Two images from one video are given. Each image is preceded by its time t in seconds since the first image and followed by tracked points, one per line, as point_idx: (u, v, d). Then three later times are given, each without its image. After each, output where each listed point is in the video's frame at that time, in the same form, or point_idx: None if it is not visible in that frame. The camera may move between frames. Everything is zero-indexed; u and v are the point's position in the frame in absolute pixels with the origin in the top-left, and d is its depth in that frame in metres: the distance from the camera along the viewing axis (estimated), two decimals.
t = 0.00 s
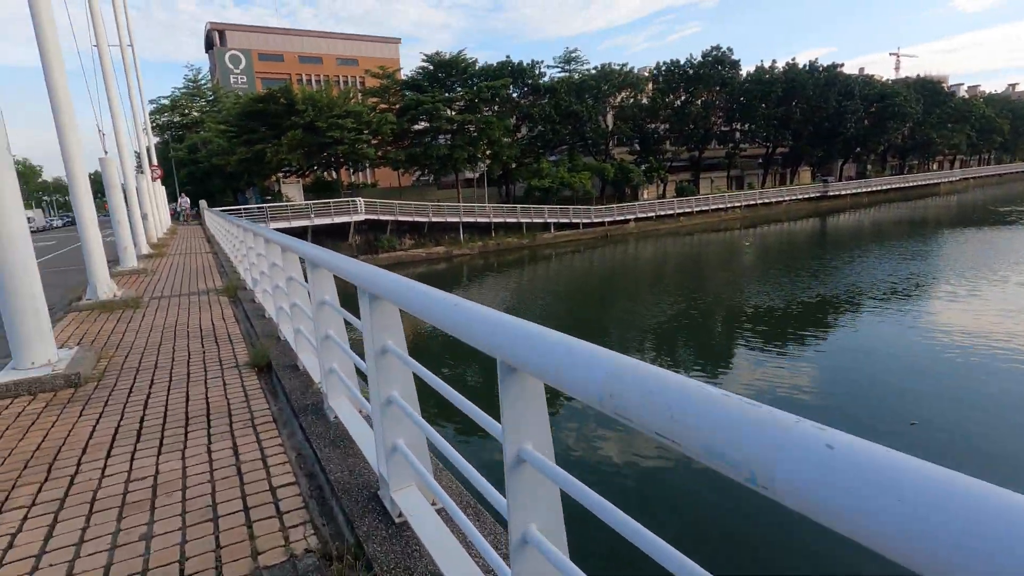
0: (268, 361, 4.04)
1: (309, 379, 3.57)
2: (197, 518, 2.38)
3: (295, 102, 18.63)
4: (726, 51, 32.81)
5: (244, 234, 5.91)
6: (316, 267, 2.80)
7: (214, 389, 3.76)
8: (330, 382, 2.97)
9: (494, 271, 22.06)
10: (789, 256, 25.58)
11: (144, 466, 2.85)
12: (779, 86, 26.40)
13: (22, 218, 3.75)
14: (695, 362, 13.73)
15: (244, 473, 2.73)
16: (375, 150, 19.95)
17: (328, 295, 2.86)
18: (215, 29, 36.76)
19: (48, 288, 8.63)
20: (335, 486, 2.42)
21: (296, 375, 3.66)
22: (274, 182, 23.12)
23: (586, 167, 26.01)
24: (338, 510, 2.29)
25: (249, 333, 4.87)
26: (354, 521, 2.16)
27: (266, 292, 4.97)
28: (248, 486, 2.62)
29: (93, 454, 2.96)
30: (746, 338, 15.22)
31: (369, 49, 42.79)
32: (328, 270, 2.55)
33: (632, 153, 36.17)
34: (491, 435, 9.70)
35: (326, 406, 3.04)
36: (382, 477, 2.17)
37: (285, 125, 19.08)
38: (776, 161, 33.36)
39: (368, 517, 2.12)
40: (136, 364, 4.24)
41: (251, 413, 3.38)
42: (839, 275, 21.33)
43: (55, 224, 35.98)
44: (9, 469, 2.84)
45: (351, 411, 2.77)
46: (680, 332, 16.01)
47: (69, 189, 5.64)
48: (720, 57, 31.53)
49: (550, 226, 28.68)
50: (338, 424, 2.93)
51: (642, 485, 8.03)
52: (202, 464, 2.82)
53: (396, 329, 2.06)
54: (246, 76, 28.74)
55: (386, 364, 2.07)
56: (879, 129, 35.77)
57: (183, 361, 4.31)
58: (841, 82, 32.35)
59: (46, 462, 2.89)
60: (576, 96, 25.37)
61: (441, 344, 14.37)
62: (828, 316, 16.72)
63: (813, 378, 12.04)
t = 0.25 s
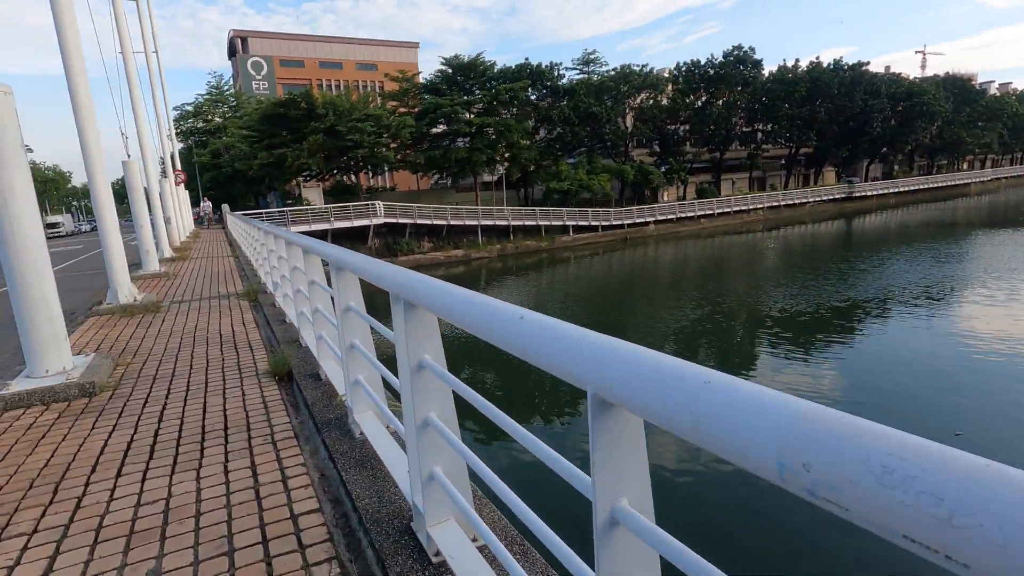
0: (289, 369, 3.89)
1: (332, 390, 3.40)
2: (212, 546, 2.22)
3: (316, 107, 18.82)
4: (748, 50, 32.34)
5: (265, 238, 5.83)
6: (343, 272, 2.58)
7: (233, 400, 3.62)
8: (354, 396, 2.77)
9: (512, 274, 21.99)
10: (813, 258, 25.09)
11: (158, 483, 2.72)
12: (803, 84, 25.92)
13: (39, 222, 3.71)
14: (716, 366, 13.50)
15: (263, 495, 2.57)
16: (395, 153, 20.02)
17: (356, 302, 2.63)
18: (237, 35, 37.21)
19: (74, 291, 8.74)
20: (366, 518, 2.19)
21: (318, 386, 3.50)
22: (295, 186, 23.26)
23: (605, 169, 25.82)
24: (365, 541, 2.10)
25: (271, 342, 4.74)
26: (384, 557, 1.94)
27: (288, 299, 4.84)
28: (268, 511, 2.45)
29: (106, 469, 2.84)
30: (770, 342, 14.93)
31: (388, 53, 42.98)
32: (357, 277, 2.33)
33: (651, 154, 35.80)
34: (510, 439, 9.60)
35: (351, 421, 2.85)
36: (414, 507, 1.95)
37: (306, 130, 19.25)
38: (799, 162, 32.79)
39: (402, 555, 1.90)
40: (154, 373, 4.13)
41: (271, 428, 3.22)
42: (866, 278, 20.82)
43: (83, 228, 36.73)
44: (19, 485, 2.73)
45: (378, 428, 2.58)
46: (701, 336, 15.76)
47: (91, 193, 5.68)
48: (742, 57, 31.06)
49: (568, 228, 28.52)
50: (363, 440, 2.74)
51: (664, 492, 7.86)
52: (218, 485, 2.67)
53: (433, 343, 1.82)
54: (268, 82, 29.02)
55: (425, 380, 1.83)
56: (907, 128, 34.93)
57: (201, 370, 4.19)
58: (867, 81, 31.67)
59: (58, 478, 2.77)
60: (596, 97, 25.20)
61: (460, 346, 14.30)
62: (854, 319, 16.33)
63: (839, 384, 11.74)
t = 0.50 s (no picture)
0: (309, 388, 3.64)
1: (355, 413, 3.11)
2: None
3: (333, 114, 18.90)
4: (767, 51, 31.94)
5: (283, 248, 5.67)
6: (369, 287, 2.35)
7: (248, 417, 3.47)
8: (383, 424, 2.47)
9: (529, 279, 21.86)
10: (834, 262, 24.64)
11: (167, 510, 2.51)
12: (824, 86, 25.51)
13: (45, 228, 3.61)
14: (737, 373, 13.24)
15: (278, 517, 2.40)
16: (411, 159, 20.01)
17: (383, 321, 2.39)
18: (255, 43, 37.56)
19: (94, 298, 8.78)
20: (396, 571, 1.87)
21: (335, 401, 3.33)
22: (312, 193, 23.27)
23: (622, 173, 25.58)
24: None
25: (289, 355, 4.60)
26: None
27: (308, 310, 4.70)
28: (282, 535, 2.28)
29: (115, 490, 2.71)
30: (792, 348, 14.63)
31: (404, 58, 43.12)
32: (383, 291, 2.11)
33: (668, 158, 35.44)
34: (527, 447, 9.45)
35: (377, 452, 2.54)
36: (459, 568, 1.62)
37: (323, 137, 19.34)
38: (819, 164, 32.28)
39: None
40: (168, 390, 4.02)
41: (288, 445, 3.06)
42: (890, 282, 20.36)
43: (105, 234, 37.27)
44: (25, 507, 2.61)
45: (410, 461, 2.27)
46: (721, 341, 15.49)
47: (107, 205, 5.67)
48: (761, 58, 30.64)
49: (585, 233, 28.30)
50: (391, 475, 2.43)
51: (685, 504, 7.66)
52: (230, 505, 2.51)
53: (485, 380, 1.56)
54: (285, 89, 29.21)
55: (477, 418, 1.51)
56: (931, 129, 34.23)
57: (217, 385, 4.07)
58: (890, 81, 31.07)
59: (65, 498, 2.65)
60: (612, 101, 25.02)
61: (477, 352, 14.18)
62: (879, 324, 15.96)
63: (865, 392, 11.43)
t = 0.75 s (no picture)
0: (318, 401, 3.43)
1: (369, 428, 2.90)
2: None
3: (338, 116, 18.84)
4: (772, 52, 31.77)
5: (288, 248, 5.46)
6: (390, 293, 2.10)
7: (249, 431, 3.32)
8: (405, 446, 2.21)
9: (534, 282, 21.75)
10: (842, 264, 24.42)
11: (165, 539, 2.37)
12: (831, 86, 25.34)
13: (36, 226, 3.49)
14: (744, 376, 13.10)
15: (287, 551, 2.23)
16: (415, 161, 19.92)
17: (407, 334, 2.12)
18: (260, 47, 37.53)
19: (98, 301, 8.69)
20: None
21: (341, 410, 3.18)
22: (317, 196, 23.16)
23: (628, 175, 25.44)
24: None
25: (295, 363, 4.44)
26: None
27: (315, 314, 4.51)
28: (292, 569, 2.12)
29: (105, 516, 2.56)
30: (799, 350, 14.48)
31: (408, 61, 43.10)
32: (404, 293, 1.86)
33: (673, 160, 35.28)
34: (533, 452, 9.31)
35: (397, 475, 2.30)
36: None
37: (328, 139, 19.27)
38: (826, 165, 32.06)
39: None
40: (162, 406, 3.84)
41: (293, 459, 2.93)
42: (899, 284, 20.18)
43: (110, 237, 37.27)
44: (6, 537, 2.46)
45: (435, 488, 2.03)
46: (729, 344, 15.34)
47: (108, 205, 5.55)
48: (768, 59, 30.44)
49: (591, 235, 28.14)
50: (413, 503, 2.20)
51: (696, 508, 7.54)
52: (231, 536, 2.36)
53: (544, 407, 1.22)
54: (290, 92, 29.16)
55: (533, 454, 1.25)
56: (938, 130, 33.99)
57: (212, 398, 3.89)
58: (897, 82, 30.83)
59: (50, 528, 2.50)
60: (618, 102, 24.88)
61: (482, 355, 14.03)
62: (889, 326, 15.79)
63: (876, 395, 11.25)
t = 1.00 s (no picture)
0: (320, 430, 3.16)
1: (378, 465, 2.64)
2: None
3: (333, 120, 18.64)
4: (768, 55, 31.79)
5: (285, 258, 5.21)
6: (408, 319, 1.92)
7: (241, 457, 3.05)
8: (424, 498, 1.96)
9: (530, 286, 21.60)
10: (839, 267, 24.45)
11: None
12: (827, 90, 25.33)
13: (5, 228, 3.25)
14: (742, 381, 13.04)
15: None
16: (411, 165, 19.74)
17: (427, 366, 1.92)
18: (253, 50, 37.22)
19: (88, 309, 8.50)
20: None
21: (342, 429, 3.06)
22: (311, 199, 22.92)
23: (625, 178, 25.32)
24: None
25: (290, 375, 4.28)
26: None
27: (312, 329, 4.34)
28: None
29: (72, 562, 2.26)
30: (797, 355, 14.44)
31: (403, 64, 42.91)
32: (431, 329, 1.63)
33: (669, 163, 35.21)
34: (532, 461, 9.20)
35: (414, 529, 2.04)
36: None
37: (323, 143, 19.07)
38: (821, 168, 32.09)
39: None
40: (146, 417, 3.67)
41: (286, 479, 2.80)
42: (896, 287, 20.16)
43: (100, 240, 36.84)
44: None
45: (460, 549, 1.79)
46: (728, 349, 15.27)
47: (94, 215, 5.35)
48: (764, 62, 30.46)
49: (587, 238, 27.99)
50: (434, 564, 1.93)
51: (699, 519, 7.40)
52: None
53: (640, 501, 0.97)
54: (284, 95, 28.91)
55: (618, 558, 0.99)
56: (933, 133, 34.09)
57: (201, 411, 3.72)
58: (892, 85, 30.92)
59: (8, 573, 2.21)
60: (614, 105, 24.79)
61: (479, 361, 13.88)
62: (885, 329, 15.78)
63: (876, 402, 11.22)
